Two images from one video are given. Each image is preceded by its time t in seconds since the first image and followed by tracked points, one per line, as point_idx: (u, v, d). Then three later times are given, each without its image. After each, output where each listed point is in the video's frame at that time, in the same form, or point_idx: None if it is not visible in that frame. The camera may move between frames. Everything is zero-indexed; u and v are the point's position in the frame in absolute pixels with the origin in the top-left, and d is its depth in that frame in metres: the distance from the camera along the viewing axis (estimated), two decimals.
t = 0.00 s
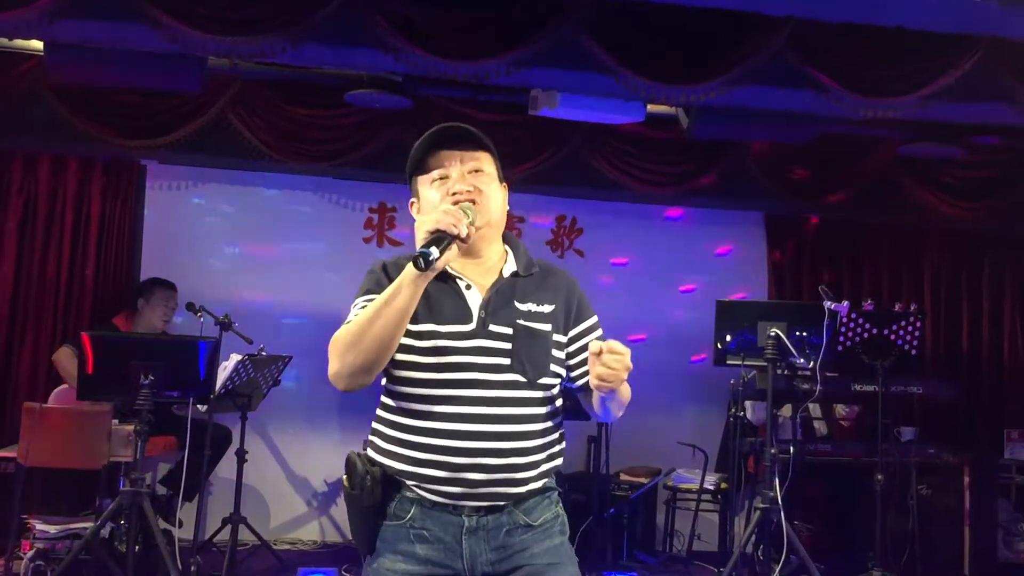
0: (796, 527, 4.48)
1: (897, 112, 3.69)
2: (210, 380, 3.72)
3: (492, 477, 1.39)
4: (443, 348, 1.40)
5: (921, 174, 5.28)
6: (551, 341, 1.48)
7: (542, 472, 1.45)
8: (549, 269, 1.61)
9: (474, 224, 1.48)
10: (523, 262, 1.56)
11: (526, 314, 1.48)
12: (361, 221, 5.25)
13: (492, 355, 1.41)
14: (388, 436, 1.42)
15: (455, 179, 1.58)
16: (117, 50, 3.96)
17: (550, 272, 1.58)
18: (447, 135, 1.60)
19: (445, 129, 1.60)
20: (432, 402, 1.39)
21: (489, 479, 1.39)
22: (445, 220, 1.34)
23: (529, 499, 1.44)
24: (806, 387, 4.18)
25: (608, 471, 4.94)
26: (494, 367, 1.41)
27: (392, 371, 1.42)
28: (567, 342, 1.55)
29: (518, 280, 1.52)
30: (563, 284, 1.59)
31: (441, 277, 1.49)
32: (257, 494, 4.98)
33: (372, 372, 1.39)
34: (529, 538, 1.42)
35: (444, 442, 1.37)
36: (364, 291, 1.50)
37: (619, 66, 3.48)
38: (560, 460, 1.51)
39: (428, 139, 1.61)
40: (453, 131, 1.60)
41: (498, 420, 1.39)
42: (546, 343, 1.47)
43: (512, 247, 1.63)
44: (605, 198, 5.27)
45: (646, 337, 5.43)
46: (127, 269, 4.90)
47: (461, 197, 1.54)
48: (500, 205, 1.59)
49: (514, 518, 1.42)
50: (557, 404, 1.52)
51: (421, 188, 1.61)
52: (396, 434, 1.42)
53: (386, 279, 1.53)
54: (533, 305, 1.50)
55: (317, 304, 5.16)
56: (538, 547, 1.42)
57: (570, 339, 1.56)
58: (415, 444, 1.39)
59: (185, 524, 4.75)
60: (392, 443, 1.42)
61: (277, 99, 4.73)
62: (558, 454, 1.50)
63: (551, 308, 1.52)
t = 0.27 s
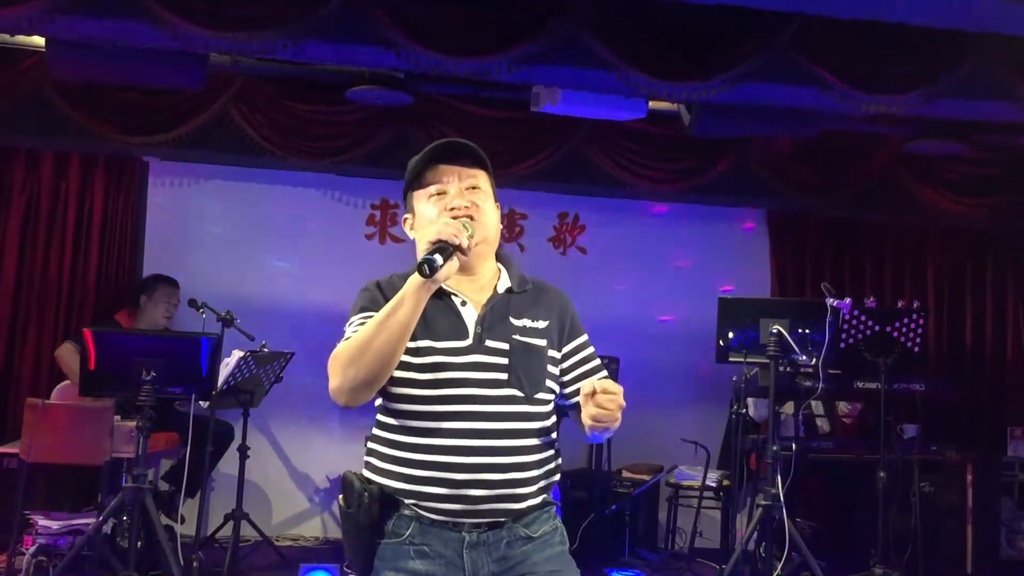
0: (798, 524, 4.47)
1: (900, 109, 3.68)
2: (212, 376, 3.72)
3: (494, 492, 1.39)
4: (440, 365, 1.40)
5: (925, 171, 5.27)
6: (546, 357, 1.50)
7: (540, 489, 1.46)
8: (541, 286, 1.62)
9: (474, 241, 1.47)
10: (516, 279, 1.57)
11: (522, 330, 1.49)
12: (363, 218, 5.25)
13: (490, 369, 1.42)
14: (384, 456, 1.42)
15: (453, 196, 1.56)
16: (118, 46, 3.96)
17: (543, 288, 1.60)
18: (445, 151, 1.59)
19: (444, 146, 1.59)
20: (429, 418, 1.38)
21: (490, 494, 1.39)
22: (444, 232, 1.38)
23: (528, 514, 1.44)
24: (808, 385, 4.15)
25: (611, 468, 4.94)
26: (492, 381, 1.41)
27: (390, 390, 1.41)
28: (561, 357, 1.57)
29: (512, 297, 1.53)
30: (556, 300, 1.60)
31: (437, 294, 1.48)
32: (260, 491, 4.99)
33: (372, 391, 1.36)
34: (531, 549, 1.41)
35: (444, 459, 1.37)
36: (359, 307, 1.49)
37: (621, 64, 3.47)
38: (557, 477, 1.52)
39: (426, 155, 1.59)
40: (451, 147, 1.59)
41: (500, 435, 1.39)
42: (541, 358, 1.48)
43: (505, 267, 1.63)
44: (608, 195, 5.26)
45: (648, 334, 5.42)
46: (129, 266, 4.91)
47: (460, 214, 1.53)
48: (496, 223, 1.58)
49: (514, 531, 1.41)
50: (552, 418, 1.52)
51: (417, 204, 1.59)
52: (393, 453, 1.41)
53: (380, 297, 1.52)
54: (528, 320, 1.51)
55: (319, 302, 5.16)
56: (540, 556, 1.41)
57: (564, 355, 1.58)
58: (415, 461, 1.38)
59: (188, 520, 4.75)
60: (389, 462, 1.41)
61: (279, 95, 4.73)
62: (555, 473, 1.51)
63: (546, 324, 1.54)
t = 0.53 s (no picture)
0: (797, 521, 4.48)
1: (900, 106, 3.68)
2: (212, 373, 3.71)
3: (494, 503, 1.39)
4: (439, 375, 1.40)
5: (924, 169, 5.27)
6: (545, 368, 1.49)
7: (539, 499, 1.46)
8: (539, 299, 1.62)
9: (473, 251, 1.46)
10: (516, 291, 1.57)
11: (521, 341, 1.48)
12: (362, 215, 5.25)
13: (489, 380, 1.42)
14: (381, 466, 1.41)
15: (453, 207, 1.56)
16: (118, 42, 3.96)
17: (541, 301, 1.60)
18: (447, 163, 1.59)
19: (445, 158, 1.59)
20: (428, 429, 1.38)
21: (491, 503, 1.39)
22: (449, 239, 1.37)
23: (528, 524, 1.44)
24: (808, 382, 4.17)
25: (610, 466, 4.94)
26: (493, 392, 1.41)
27: (388, 398, 1.40)
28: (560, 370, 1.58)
29: (512, 308, 1.53)
30: (554, 313, 1.60)
31: (436, 305, 1.48)
32: (259, 488, 4.99)
33: (372, 399, 1.35)
34: (530, 559, 1.41)
35: (445, 469, 1.37)
36: (358, 318, 1.49)
37: (621, 62, 3.46)
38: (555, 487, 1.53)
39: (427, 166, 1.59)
40: (454, 158, 1.60)
41: (500, 444, 1.40)
42: (541, 370, 1.48)
43: (504, 279, 1.63)
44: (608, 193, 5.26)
45: (647, 332, 5.43)
46: (129, 263, 4.90)
47: (459, 224, 1.52)
48: (495, 236, 1.57)
49: (514, 542, 1.41)
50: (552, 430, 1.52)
51: (416, 214, 1.58)
52: (391, 464, 1.40)
53: (379, 308, 1.52)
54: (527, 332, 1.51)
55: (319, 299, 5.16)
56: (540, 567, 1.41)
57: (563, 367, 1.59)
58: (414, 471, 1.37)
59: (187, 517, 4.75)
60: (386, 473, 1.40)
61: (279, 92, 4.74)
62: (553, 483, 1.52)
63: (545, 336, 1.53)
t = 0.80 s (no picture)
0: (795, 521, 4.49)
1: (898, 107, 3.68)
2: (209, 372, 3.71)
3: (496, 508, 1.39)
4: (442, 380, 1.40)
5: (922, 169, 5.27)
6: (546, 374, 1.50)
7: (541, 506, 1.46)
8: (540, 307, 1.62)
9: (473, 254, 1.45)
10: (516, 299, 1.57)
11: (523, 347, 1.49)
12: (361, 215, 5.25)
13: (492, 385, 1.42)
14: (382, 473, 1.40)
15: (455, 213, 1.54)
16: (117, 41, 3.95)
17: (541, 309, 1.60)
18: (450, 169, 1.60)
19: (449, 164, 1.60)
20: (431, 433, 1.38)
21: (493, 509, 1.39)
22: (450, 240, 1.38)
23: (530, 531, 1.44)
24: (805, 382, 4.08)
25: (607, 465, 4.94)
26: (496, 397, 1.41)
27: (390, 402, 1.40)
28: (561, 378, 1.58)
29: (513, 315, 1.53)
30: (554, 322, 1.61)
31: (438, 312, 1.48)
32: (256, 487, 4.99)
33: (377, 399, 1.34)
34: (534, 566, 1.41)
35: (447, 473, 1.36)
36: (359, 323, 1.49)
37: (620, 61, 3.46)
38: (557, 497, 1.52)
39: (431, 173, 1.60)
40: (458, 165, 1.60)
41: (502, 449, 1.39)
42: (543, 376, 1.48)
43: (504, 287, 1.63)
44: (606, 193, 5.26)
45: (645, 331, 5.43)
46: (127, 262, 4.89)
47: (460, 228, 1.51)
48: (497, 243, 1.56)
49: (516, 549, 1.41)
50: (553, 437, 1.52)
51: (418, 220, 1.58)
52: (393, 469, 1.39)
53: (381, 314, 1.52)
54: (529, 339, 1.51)
55: (317, 299, 5.16)
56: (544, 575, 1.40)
57: (564, 375, 1.59)
58: (416, 476, 1.37)
59: (185, 516, 4.75)
60: (387, 479, 1.39)
61: (278, 90, 4.73)
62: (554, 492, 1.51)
63: (546, 343, 1.54)
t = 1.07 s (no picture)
0: (791, 519, 4.50)
1: (896, 107, 3.69)
2: (207, 372, 3.71)
3: (500, 505, 1.34)
4: (443, 377, 1.35)
5: (918, 169, 5.29)
6: (547, 372, 1.46)
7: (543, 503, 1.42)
8: (540, 306, 1.58)
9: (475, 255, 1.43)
10: (516, 297, 1.54)
11: (523, 345, 1.45)
12: (358, 215, 5.25)
13: (493, 381, 1.38)
14: (383, 469, 1.35)
15: (458, 212, 1.51)
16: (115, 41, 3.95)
17: (542, 309, 1.56)
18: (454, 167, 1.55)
19: (452, 163, 1.55)
20: (433, 430, 1.33)
21: (497, 506, 1.34)
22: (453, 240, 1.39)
23: (532, 528, 1.40)
24: (802, 381, 4.18)
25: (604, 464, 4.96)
26: (497, 394, 1.37)
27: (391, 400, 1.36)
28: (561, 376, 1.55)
29: (513, 313, 1.50)
30: (553, 320, 1.57)
31: (438, 311, 1.44)
32: (253, 488, 4.98)
33: (377, 399, 1.31)
34: (536, 564, 1.38)
35: (449, 470, 1.32)
36: (360, 322, 1.47)
37: (621, 62, 3.47)
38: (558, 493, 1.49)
39: (434, 171, 1.55)
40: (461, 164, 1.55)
41: (506, 445, 1.35)
42: (543, 374, 1.44)
43: (504, 287, 1.60)
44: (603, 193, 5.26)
45: (642, 331, 5.44)
46: (124, 261, 4.89)
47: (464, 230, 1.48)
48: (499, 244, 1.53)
49: (518, 547, 1.37)
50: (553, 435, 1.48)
51: (420, 219, 1.54)
52: (394, 466, 1.34)
53: (382, 312, 1.50)
54: (529, 337, 1.47)
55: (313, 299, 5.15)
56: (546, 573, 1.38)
57: (563, 373, 1.56)
58: (419, 472, 1.32)
59: (181, 517, 4.74)
60: (389, 475, 1.34)
61: (276, 91, 4.73)
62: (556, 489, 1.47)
63: (546, 341, 1.50)
